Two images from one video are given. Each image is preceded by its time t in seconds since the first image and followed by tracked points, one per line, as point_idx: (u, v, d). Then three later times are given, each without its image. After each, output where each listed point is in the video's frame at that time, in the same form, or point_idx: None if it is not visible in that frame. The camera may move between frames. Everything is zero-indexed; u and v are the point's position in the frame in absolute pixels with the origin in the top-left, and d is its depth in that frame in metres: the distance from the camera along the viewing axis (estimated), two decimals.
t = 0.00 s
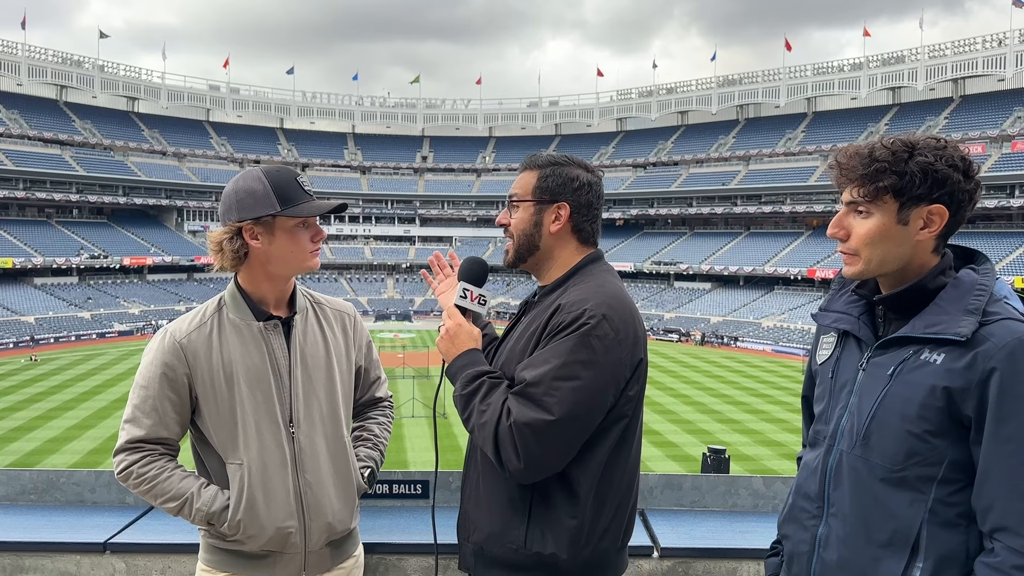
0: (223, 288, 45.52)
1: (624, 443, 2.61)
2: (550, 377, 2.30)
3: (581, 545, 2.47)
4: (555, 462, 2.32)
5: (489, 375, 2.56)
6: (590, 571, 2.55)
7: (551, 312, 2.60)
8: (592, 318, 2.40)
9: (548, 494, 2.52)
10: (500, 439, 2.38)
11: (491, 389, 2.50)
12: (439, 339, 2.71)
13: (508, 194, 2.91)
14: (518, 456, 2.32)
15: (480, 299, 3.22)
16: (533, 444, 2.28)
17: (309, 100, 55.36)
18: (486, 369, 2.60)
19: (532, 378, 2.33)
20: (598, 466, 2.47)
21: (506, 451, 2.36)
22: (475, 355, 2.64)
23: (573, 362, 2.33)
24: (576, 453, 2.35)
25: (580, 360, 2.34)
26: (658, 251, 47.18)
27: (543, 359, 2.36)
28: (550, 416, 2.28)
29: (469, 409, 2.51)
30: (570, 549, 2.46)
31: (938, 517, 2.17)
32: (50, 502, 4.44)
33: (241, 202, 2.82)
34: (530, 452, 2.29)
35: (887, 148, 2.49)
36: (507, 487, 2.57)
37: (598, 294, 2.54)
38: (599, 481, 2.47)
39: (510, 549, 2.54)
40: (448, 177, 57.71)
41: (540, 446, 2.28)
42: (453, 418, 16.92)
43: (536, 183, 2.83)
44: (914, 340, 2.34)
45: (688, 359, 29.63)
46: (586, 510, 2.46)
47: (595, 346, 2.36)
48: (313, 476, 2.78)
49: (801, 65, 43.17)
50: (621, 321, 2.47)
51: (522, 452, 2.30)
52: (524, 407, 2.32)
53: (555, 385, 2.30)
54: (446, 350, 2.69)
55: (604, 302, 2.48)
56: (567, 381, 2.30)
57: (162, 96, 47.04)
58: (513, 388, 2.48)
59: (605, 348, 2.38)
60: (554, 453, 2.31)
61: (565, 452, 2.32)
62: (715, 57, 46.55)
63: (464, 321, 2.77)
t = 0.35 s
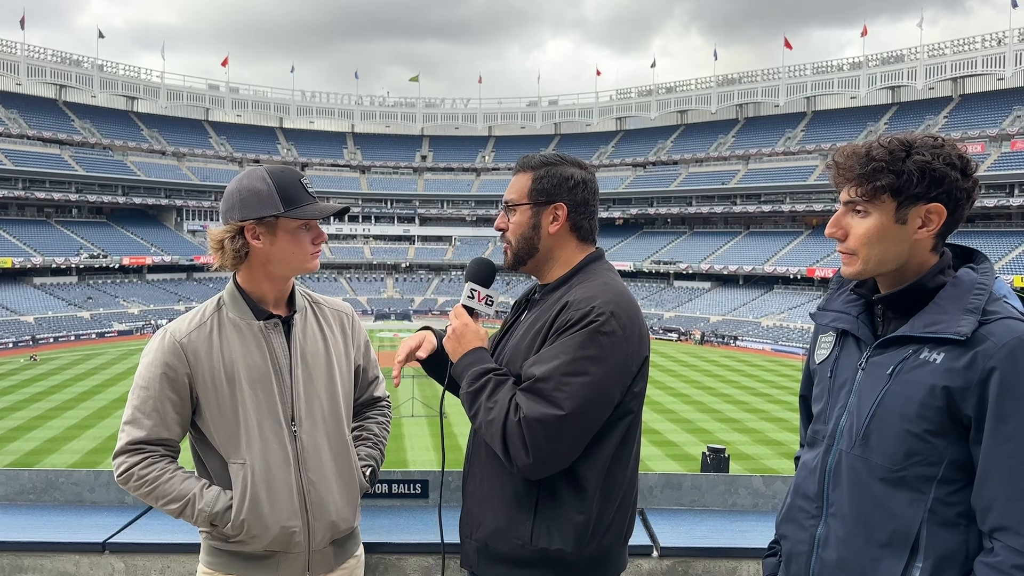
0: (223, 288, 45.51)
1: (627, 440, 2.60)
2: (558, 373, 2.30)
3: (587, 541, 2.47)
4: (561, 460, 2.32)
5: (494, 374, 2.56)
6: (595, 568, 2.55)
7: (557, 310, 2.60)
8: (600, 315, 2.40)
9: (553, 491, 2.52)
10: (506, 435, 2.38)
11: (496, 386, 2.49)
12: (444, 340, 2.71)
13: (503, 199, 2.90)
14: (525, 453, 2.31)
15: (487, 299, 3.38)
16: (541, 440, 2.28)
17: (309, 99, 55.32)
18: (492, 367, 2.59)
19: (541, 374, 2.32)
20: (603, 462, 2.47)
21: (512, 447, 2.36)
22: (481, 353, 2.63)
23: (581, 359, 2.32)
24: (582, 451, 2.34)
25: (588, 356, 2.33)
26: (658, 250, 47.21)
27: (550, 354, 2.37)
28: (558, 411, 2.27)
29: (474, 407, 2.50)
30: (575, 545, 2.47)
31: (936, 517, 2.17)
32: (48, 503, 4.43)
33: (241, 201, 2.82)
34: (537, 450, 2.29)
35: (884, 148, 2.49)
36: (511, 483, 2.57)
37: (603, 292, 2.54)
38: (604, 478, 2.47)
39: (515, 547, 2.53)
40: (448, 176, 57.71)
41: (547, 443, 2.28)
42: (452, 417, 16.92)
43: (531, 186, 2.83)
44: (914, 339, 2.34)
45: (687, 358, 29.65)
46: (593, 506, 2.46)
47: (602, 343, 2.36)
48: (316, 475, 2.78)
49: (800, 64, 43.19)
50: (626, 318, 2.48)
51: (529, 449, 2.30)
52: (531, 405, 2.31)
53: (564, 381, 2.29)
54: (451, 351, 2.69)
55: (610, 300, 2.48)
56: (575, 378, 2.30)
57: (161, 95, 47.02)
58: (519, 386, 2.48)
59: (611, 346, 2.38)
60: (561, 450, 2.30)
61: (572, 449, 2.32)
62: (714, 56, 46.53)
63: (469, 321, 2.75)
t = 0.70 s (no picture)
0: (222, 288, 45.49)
1: (633, 440, 2.61)
2: (567, 373, 2.30)
3: (595, 540, 2.47)
4: (565, 460, 2.32)
5: (498, 375, 2.55)
6: (601, 567, 2.56)
7: (561, 310, 2.59)
8: (605, 314, 2.40)
9: (558, 490, 2.52)
10: (515, 437, 2.37)
11: (504, 388, 2.49)
12: (446, 343, 2.70)
13: (500, 202, 2.90)
14: (529, 452, 2.31)
15: (487, 304, 3.39)
16: (551, 439, 2.28)
17: (308, 99, 55.30)
18: (496, 369, 2.59)
19: (548, 373, 2.32)
20: (610, 462, 2.48)
21: (521, 447, 2.35)
22: (485, 356, 2.63)
23: (588, 357, 2.32)
24: (587, 452, 2.34)
25: (595, 355, 2.33)
26: (658, 250, 47.20)
27: (558, 355, 2.36)
28: (568, 411, 2.28)
29: (482, 409, 2.50)
30: (581, 545, 2.47)
31: (935, 517, 2.17)
32: (47, 503, 4.43)
33: (243, 199, 2.81)
34: (542, 450, 2.29)
35: (881, 148, 2.50)
36: (518, 484, 2.57)
37: (607, 292, 2.55)
38: (606, 478, 2.47)
39: (521, 548, 2.53)
40: (447, 176, 57.69)
41: (557, 442, 2.28)
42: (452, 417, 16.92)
43: (527, 188, 2.82)
44: (914, 339, 2.34)
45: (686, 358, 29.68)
46: (602, 506, 2.47)
47: (608, 342, 2.36)
48: (316, 476, 2.78)
49: (800, 63, 43.15)
50: (631, 317, 2.48)
51: (534, 449, 2.30)
52: (537, 405, 2.32)
53: (571, 380, 2.30)
54: (455, 354, 2.68)
55: (614, 300, 2.49)
56: (582, 377, 2.30)
57: (160, 95, 46.99)
58: (523, 386, 2.48)
59: (617, 345, 2.38)
60: (569, 449, 2.30)
61: (576, 449, 2.31)
62: (713, 56, 46.58)
63: (471, 324, 2.73)
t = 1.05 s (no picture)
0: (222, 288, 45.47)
1: (627, 442, 2.61)
2: (564, 373, 2.31)
3: (591, 543, 2.47)
4: (561, 462, 2.32)
5: (497, 374, 2.56)
6: (595, 569, 2.56)
7: (560, 310, 2.60)
8: (603, 314, 2.40)
9: (552, 492, 2.52)
10: (511, 438, 2.38)
11: (501, 387, 2.50)
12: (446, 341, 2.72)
13: (503, 200, 2.92)
14: (526, 452, 2.32)
15: (487, 302, 3.40)
16: (546, 440, 2.28)
17: (307, 99, 55.32)
18: (495, 368, 2.60)
19: (547, 373, 2.32)
20: (606, 463, 2.48)
21: (517, 448, 2.36)
22: (483, 356, 2.64)
23: (586, 357, 2.33)
24: (583, 453, 2.34)
25: (594, 354, 2.34)
26: (657, 250, 47.23)
27: (555, 355, 2.37)
28: (564, 411, 2.28)
29: (479, 410, 2.50)
30: (576, 547, 2.47)
31: (933, 518, 2.17)
32: (47, 503, 4.43)
33: (242, 199, 2.82)
34: (538, 451, 2.29)
35: (878, 145, 2.50)
36: (513, 486, 2.57)
37: (606, 291, 2.55)
38: (601, 479, 2.46)
39: (520, 549, 2.53)
40: (446, 176, 57.69)
41: (552, 443, 2.28)
42: (451, 417, 16.93)
43: (530, 185, 2.84)
44: (909, 340, 2.35)
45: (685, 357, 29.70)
46: (598, 508, 2.46)
47: (606, 343, 2.37)
48: (306, 481, 2.79)
49: (799, 63, 43.19)
50: (630, 317, 2.49)
51: (532, 450, 2.30)
52: (536, 404, 2.32)
53: (570, 380, 2.30)
54: (455, 352, 2.69)
55: (613, 299, 2.50)
56: (580, 377, 2.30)
57: (160, 95, 47.01)
58: (520, 386, 2.48)
59: (615, 345, 2.39)
60: (564, 451, 2.31)
61: (571, 451, 2.32)
62: (713, 56, 46.63)
63: (471, 321, 2.74)
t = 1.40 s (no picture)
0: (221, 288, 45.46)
1: (625, 444, 2.62)
2: (557, 375, 2.31)
3: (587, 545, 2.48)
4: (560, 462, 2.33)
5: (493, 376, 2.56)
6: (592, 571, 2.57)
7: (554, 312, 2.60)
8: (598, 316, 2.41)
9: (548, 493, 2.53)
10: (506, 440, 2.38)
11: (496, 389, 2.50)
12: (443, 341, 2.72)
13: (502, 200, 2.93)
14: (522, 454, 2.32)
15: (484, 303, 3.41)
16: (540, 441, 2.29)
17: (306, 99, 55.33)
18: (491, 369, 2.61)
19: (541, 376, 2.33)
20: (600, 463, 2.48)
21: (511, 450, 2.37)
22: (480, 357, 2.65)
23: (580, 360, 2.33)
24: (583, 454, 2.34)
25: (589, 357, 2.34)
26: (656, 250, 47.25)
27: (549, 357, 2.37)
28: (558, 414, 2.28)
29: (475, 411, 2.51)
30: (574, 550, 2.47)
31: (929, 518, 2.18)
32: (46, 504, 4.43)
33: (244, 199, 2.82)
34: (535, 452, 2.30)
35: (875, 146, 2.51)
36: (510, 487, 2.57)
37: (602, 292, 2.56)
38: (600, 481, 2.47)
39: (516, 551, 2.54)
40: (446, 176, 57.70)
41: (547, 444, 2.29)
42: (451, 417, 16.94)
43: (530, 185, 2.85)
44: (906, 340, 2.35)
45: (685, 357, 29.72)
46: (595, 509, 2.47)
47: (601, 345, 2.37)
48: (309, 482, 2.79)
49: (798, 63, 43.25)
50: (626, 318, 2.49)
51: (528, 451, 2.31)
52: (531, 407, 2.33)
53: (564, 383, 2.30)
54: (451, 353, 2.70)
55: (609, 301, 2.50)
56: (574, 379, 2.31)
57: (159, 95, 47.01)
58: (517, 388, 2.49)
59: (610, 347, 2.39)
60: (559, 453, 2.31)
61: (569, 451, 2.32)
62: (712, 56, 46.68)
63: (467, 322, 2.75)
